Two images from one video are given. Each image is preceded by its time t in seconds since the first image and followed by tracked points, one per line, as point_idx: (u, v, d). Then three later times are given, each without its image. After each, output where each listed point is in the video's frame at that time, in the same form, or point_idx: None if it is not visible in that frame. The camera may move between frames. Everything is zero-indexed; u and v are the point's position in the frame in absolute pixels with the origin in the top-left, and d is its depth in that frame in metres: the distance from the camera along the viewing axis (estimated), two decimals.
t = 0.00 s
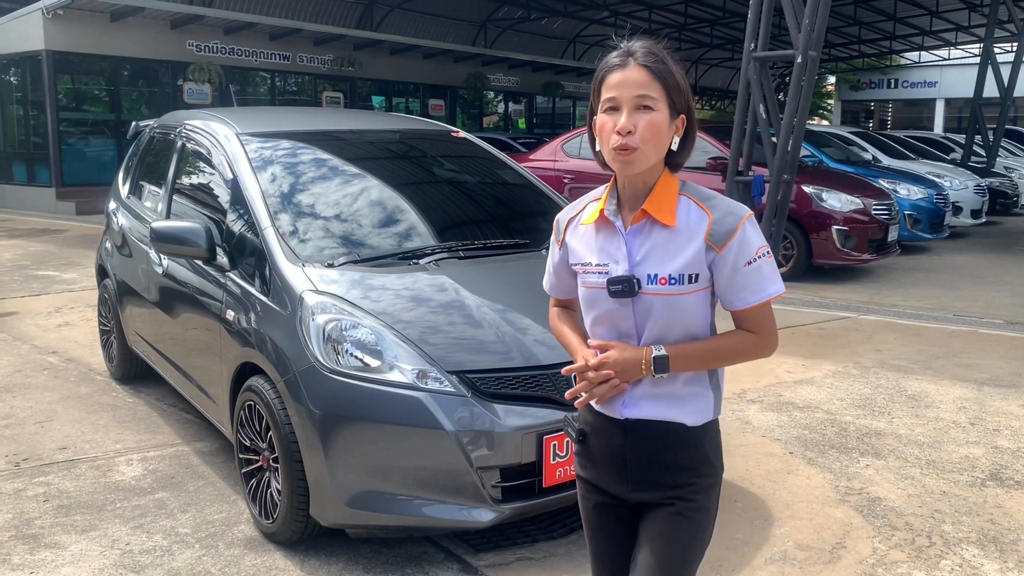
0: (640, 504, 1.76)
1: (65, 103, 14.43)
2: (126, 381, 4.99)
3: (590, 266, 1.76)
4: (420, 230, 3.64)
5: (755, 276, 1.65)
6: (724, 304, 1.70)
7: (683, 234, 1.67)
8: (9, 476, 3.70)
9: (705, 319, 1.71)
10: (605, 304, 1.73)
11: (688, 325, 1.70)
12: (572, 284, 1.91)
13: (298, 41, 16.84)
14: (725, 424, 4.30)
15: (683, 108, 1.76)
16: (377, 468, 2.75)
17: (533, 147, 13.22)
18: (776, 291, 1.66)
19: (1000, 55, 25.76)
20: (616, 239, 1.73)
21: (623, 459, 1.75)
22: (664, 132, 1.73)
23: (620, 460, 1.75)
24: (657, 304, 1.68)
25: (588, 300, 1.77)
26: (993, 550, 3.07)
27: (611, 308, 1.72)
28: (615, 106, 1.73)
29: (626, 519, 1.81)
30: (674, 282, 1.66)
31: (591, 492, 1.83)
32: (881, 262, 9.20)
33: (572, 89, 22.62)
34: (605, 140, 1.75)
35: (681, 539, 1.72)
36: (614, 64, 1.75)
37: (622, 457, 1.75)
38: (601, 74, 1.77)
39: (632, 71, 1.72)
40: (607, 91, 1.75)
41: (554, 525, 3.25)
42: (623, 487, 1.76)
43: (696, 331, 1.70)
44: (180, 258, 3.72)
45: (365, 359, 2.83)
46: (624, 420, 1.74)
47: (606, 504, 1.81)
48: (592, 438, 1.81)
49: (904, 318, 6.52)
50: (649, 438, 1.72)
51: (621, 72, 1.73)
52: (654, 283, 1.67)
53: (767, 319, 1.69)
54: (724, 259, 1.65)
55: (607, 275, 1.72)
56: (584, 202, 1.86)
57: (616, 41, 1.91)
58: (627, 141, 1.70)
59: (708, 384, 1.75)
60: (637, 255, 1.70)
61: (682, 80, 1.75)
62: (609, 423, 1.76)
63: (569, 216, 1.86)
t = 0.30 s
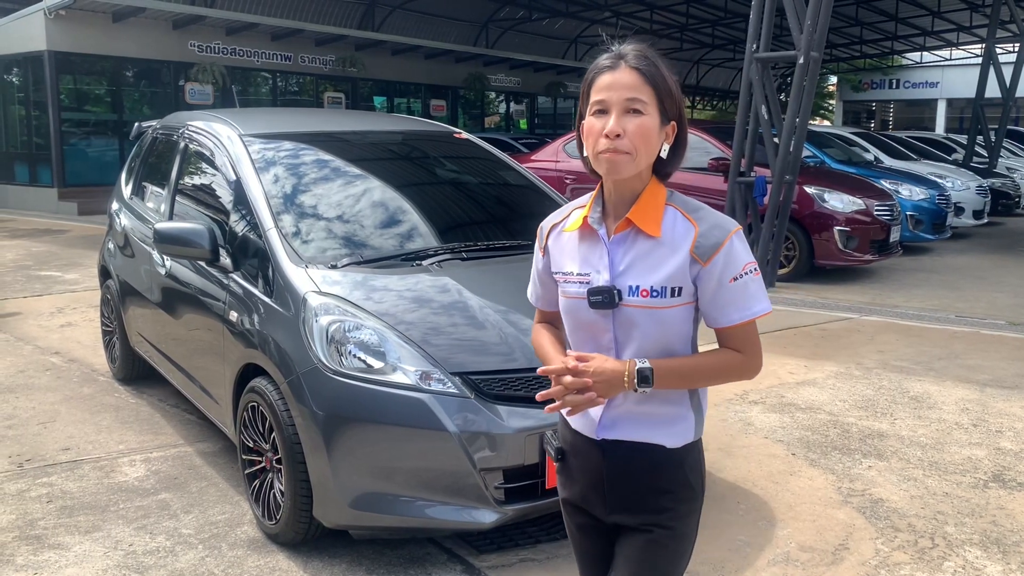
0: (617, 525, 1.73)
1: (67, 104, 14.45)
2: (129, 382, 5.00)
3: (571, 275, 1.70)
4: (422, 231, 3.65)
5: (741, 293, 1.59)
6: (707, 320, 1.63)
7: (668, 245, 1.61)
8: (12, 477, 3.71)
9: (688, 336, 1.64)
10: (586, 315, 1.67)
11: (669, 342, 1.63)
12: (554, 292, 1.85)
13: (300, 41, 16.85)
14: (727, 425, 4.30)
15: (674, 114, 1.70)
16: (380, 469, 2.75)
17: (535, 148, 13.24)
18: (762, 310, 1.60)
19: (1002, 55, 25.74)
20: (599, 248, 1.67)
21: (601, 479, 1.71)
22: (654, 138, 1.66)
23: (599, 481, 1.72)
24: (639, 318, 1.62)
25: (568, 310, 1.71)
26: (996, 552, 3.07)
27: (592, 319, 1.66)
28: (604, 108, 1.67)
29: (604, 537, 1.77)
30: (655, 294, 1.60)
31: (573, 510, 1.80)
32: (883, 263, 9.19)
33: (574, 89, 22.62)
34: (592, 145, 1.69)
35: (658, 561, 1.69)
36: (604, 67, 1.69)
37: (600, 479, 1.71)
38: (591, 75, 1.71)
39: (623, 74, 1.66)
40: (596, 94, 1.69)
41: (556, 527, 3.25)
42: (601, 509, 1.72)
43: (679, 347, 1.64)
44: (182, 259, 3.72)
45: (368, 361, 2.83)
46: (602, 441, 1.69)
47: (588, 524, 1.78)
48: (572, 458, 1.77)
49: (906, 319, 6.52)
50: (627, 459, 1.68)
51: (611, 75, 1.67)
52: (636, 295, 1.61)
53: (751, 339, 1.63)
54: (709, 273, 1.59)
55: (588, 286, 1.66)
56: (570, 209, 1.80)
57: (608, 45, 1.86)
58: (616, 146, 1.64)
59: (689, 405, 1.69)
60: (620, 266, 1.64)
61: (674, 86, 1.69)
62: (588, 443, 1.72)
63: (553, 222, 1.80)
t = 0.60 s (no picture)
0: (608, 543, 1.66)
1: (70, 104, 14.46)
2: (132, 382, 5.01)
3: (549, 280, 1.62)
4: (425, 231, 3.66)
5: (729, 298, 1.52)
6: (693, 327, 1.57)
7: (653, 248, 1.54)
8: (17, 477, 3.72)
9: (673, 342, 1.57)
10: (566, 322, 1.59)
11: (655, 348, 1.56)
12: (526, 296, 1.76)
13: (302, 41, 16.85)
14: (730, 425, 4.30)
15: (661, 110, 1.64)
16: (385, 470, 2.75)
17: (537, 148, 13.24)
18: (749, 315, 1.53)
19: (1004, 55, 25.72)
20: (579, 250, 1.59)
21: (590, 499, 1.64)
22: (640, 132, 1.59)
23: (588, 497, 1.64)
24: (622, 325, 1.54)
25: (546, 316, 1.62)
26: (1001, 552, 3.07)
27: (573, 326, 1.58)
28: (588, 99, 1.60)
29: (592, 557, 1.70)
30: (641, 300, 1.52)
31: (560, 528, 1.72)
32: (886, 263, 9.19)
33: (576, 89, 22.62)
34: (574, 137, 1.61)
35: None
36: (590, 57, 1.63)
37: (589, 495, 1.64)
38: (576, 66, 1.64)
39: (610, 63, 1.60)
40: (581, 85, 1.62)
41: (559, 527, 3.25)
42: (592, 527, 1.65)
43: (664, 355, 1.57)
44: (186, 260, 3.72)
45: (372, 361, 2.83)
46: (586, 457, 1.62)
47: (577, 543, 1.69)
48: (558, 474, 1.69)
49: (910, 319, 6.52)
50: (617, 474, 1.61)
51: (598, 64, 1.60)
52: (620, 300, 1.53)
53: (738, 346, 1.56)
54: (697, 277, 1.52)
55: (568, 292, 1.58)
56: (545, 207, 1.71)
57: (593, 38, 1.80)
58: (600, 138, 1.56)
59: (676, 414, 1.62)
60: (603, 270, 1.56)
61: (662, 80, 1.63)
62: (573, 460, 1.64)
63: (527, 221, 1.70)
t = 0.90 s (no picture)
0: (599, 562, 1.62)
1: (73, 104, 14.50)
2: (137, 382, 5.02)
3: (540, 280, 1.56)
4: (430, 231, 3.67)
5: (730, 301, 1.49)
6: (692, 331, 1.53)
7: (652, 248, 1.49)
8: (23, 476, 3.73)
9: (670, 348, 1.53)
10: (559, 324, 1.53)
11: (651, 354, 1.51)
12: (513, 298, 1.70)
13: (305, 41, 16.87)
14: (735, 426, 4.30)
15: (659, 106, 1.59)
16: (390, 469, 2.76)
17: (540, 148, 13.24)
18: (750, 321, 1.50)
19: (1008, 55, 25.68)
20: (574, 249, 1.54)
21: (582, 515, 1.59)
22: (637, 129, 1.54)
23: (580, 514, 1.60)
24: (619, 327, 1.49)
25: (537, 317, 1.56)
26: (1006, 553, 3.07)
27: (566, 329, 1.52)
28: (584, 96, 1.55)
29: None
30: (638, 302, 1.48)
31: (544, 548, 1.66)
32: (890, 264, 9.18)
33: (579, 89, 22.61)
34: (567, 135, 1.56)
35: None
36: (584, 52, 1.58)
37: (581, 511, 1.60)
38: (570, 61, 1.59)
39: (605, 59, 1.55)
40: (576, 80, 1.56)
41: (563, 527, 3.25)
42: (583, 544, 1.60)
43: (662, 362, 1.52)
44: (191, 260, 3.73)
45: (378, 361, 2.84)
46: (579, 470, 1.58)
47: (562, 563, 1.64)
48: (546, 491, 1.64)
49: (914, 320, 6.52)
50: (612, 488, 1.57)
51: (593, 59, 1.55)
52: (617, 302, 1.48)
53: (739, 351, 1.53)
54: (698, 279, 1.48)
55: (563, 292, 1.52)
56: (537, 206, 1.66)
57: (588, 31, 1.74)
58: (596, 136, 1.51)
59: (671, 426, 1.59)
60: (598, 270, 1.51)
61: (660, 75, 1.58)
62: (564, 476, 1.60)
63: (517, 220, 1.65)
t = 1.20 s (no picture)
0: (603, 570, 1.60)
1: (80, 104, 14.54)
2: (144, 381, 5.03)
3: (545, 288, 1.55)
4: (435, 232, 3.67)
5: (738, 306, 1.48)
6: (699, 336, 1.52)
7: (658, 253, 1.49)
8: (31, 475, 3.75)
9: (677, 353, 1.53)
10: (565, 333, 1.53)
11: (659, 360, 1.51)
12: (517, 306, 1.69)
13: (311, 41, 16.90)
14: (741, 427, 4.29)
15: (657, 106, 1.57)
16: (397, 469, 2.76)
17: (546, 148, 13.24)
18: (759, 324, 1.49)
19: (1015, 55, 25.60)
20: (579, 258, 1.54)
21: (588, 521, 1.58)
22: (635, 134, 1.53)
23: (585, 520, 1.59)
24: (626, 335, 1.49)
25: (542, 326, 1.55)
26: (1013, 554, 3.07)
27: (572, 337, 1.52)
28: (578, 104, 1.54)
29: None
30: (647, 309, 1.48)
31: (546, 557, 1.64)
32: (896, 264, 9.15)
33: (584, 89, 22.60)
34: (564, 145, 1.55)
35: None
36: (577, 55, 1.55)
37: (587, 519, 1.59)
38: (564, 66, 1.57)
39: (598, 64, 1.53)
40: (569, 88, 1.55)
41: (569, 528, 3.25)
42: (582, 551, 1.59)
43: (668, 370, 1.52)
44: (198, 260, 3.74)
45: (385, 361, 2.85)
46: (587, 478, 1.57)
47: (555, 566, 1.63)
48: (550, 494, 1.62)
49: (920, 321, 6.50)
50: (622, 499, 1.56)
51: (586, 65, 1.54)
52: (625, 309, 1.48)
53: (747, 356, 1.52)
54: (705, 284, 1.48)
55: (568, 301, 1.52)
56: (537, 211, 1.65)
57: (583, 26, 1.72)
58: (592, 147, 1.50)
59: (679, 432, 1.59)
60: (605, 279, 1.50)
61: (657, 74, 1.56)
62: (572, 482, 1.59)
63: (518, 226, 1.64)
